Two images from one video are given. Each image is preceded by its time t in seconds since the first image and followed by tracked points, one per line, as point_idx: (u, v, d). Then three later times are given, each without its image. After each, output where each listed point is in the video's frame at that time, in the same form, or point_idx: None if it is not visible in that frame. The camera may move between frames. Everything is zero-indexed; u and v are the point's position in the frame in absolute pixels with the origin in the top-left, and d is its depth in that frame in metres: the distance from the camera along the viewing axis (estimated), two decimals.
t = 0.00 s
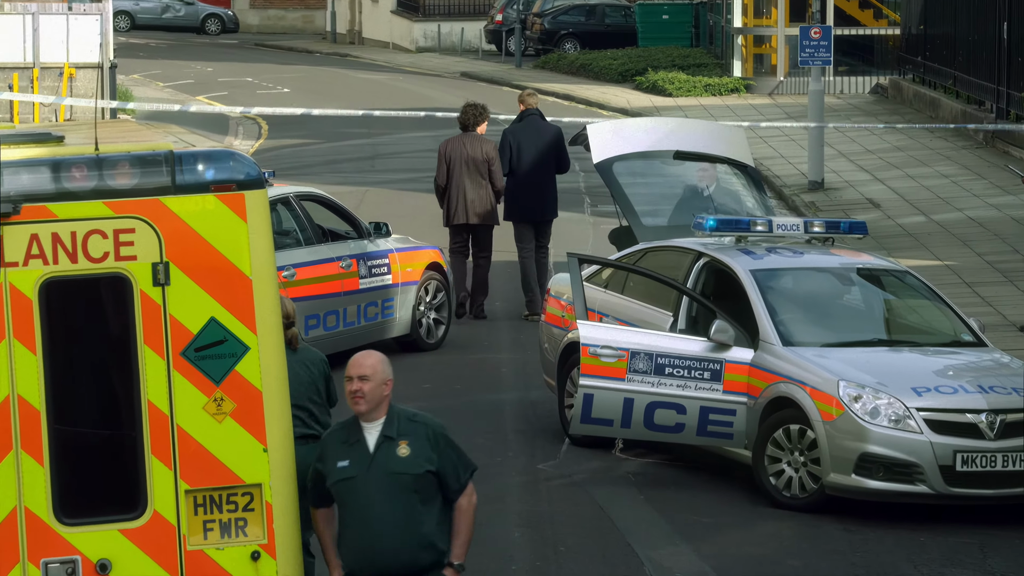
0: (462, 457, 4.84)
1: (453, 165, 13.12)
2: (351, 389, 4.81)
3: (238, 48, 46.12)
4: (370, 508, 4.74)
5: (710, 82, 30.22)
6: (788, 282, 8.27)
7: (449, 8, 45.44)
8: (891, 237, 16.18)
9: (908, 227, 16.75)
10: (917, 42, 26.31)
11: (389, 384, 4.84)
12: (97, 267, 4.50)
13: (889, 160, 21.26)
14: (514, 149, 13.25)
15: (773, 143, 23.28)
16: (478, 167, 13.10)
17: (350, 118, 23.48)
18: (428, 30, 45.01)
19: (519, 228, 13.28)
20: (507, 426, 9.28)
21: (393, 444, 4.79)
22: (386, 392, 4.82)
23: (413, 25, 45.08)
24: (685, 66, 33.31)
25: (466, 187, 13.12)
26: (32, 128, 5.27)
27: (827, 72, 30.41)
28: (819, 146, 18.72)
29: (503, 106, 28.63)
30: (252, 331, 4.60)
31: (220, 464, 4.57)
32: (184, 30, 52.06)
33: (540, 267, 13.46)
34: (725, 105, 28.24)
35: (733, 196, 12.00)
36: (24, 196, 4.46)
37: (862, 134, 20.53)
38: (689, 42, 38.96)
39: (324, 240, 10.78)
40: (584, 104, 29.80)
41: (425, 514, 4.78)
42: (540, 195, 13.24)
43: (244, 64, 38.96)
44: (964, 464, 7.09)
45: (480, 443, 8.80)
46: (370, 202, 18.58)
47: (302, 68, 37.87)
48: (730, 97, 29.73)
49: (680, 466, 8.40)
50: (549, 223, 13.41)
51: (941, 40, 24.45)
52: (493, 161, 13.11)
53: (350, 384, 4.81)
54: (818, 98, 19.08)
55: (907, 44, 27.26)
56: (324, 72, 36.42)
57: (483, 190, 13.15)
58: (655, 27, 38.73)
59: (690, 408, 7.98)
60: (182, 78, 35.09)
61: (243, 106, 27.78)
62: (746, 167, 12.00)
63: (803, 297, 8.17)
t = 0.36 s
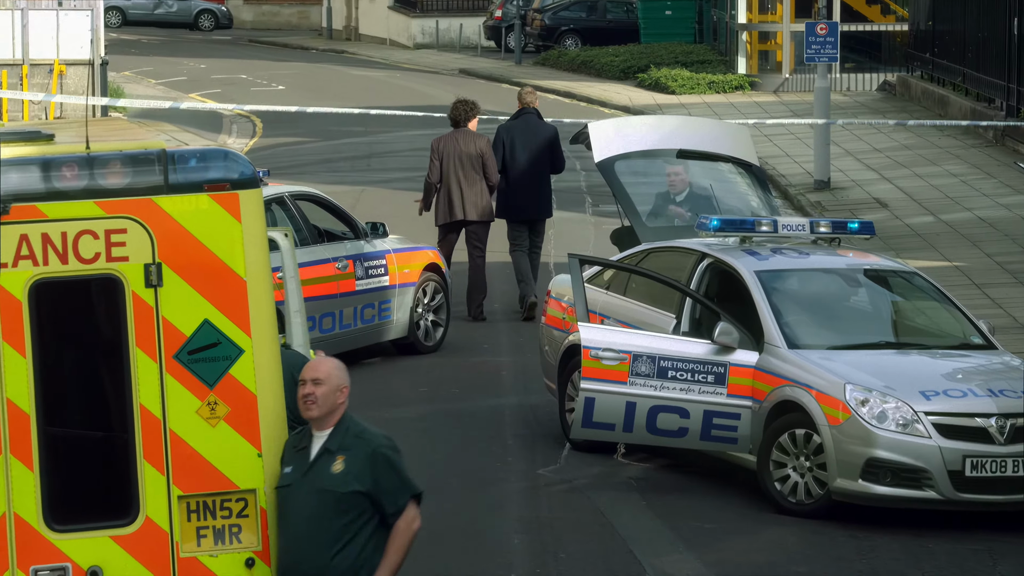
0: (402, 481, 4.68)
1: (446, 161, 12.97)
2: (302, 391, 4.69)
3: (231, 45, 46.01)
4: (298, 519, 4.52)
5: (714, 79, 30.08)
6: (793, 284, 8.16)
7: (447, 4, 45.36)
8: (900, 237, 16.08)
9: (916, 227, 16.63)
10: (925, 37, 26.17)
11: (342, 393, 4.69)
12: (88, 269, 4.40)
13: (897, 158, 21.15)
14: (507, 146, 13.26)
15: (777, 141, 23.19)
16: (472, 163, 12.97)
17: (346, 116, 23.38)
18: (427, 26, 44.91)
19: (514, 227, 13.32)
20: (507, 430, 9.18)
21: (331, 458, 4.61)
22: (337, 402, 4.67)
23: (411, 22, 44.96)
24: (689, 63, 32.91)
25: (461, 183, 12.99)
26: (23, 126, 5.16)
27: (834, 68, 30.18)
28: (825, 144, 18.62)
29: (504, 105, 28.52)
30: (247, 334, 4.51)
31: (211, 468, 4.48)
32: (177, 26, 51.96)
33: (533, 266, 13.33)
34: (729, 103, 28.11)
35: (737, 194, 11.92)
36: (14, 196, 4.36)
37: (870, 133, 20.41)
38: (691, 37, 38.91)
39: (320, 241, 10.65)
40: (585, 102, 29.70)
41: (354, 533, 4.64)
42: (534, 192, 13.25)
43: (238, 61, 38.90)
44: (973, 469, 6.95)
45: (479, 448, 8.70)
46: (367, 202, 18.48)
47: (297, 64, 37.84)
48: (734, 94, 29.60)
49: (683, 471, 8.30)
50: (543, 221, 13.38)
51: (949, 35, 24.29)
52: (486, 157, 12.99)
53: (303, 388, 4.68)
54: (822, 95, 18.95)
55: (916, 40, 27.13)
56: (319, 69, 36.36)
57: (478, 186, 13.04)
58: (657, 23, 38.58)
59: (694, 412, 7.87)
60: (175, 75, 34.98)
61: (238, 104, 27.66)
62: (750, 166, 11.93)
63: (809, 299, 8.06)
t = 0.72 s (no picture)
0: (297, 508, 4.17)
1: (424, 156, 12.87)
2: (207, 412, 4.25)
3: (222, 41, 45.94)
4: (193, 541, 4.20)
5: (718, 76, 29.95)
6: (799, 285, 8.05)
7: None
8: (908, 238, 15.96)
9: (924, 227, 16.51)
10: (935, 33, 26.02)
11: (249, 413, 4.20)
12: (79, 270, 4.31)
13: (905, 156, 21.05)
14: (503, 139, 13.16)
15: (783, 140, 23.10)
16: (451, 158, 12.86)
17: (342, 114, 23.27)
18: (424, 21, 44.84)
19: (504, 221, 13.28)
20: (508, 434, 9.08)
21: (232, 479, 4.20)
22: (242, 422, 4.19)
23: (409, 17, 44.85)
24: (692, 60, 33.00)
25: (441, 178, 12.89)
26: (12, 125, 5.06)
27: (841, 65, 29.97)
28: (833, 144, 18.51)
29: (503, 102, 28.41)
30: (242, 336, 4.43)
31: (204, 473, 4.41)
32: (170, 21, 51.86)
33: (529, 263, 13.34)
34: (734, 100, 28.00)
35: (740, 192, 11.81)
36: (3, 195, 4.26)
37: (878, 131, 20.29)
38: (695, 33, 38.80)
39: (315, 241, 10.53)
40: (586, 100, 29.60)
41: (241, 559, 4.15)
42: (529, 188, 13.17)
43: (233, 57, 38.77)
44: (983, 474, 6.82)
45: (478, 452, 8.61)
46: (362, 201, 18.38)
47: (292, 61, 37.70)
48: (738, 91, 29.49)
49: (687, 477, 8.20)
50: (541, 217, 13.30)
51: (958, 31, 24.15)
52: (465, 150, 12.88)
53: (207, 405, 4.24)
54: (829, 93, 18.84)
55: (925, 37, 27.01)
56: (315, 66, 36.26)
57: (457, 180, 12.95)
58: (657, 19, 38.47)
59: (697, 416, 7.77)
60: (167, 72, 34.88)
61: (233, 102, 27.55)
62: (756, 165, 11.83)
63: (815, 301, 7.96)
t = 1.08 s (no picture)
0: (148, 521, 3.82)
1: (416, 152, 12.87)
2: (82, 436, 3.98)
3: (217, 37, 45.82)
4: None
5: (723, 73, 29.82)
6: (805, 287, 7.96)
7: None
8: (915, 239, 15.85)
9: (932, 227, 16.40)
10: (943, 30, 25.89)
11: (120, 434, 3.90)
12: (70, 271, 4.21)
13: (913, 156, 20.93)
14: (493, 140, 13.13)
15: (788, 139, 22.99)
16: (442, 153, 12.86)
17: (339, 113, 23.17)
18: (422, 18, 44.73)
19: (493, 222, 13.22)
20: (508, 439, 8.98)
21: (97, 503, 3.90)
22: (112, 444, 3.89)
23: (406, 14, 44.73)
24: (696, 57, 32.90)
25: (432, 174, 12.87)
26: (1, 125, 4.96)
27: (847, 62, 29.84)
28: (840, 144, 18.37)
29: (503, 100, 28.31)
30: (236, 339, 4.33)
31: (197, 477, 4.30)
32: (165, 18, 51.73)
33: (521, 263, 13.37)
34: (738, 99, 27.87)
35: (747, 190, 11.65)
36: None
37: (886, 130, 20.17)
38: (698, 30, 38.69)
39: (311, 242, 10.45)
40: (587, 98, 29.49)
41: None
42: (522, 187, 13.14)
43: (227, 54, 38.69)
44: (993, 480, 6.72)
45: (478, 457, 8.51)
46: (358, 201, 18.29)
47: (286, 58, 37.62)
48: (743, 89, 29.38)
49: (690, 483, 8.11)
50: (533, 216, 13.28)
51: (966, 28, 24.02)
52: (456, 146, 12.88)
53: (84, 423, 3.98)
54: (836, 89, 18.73)
55: (932, 34, 26.88)
56: (310, 63, 36.17)
57: (448, 176, 12.93)
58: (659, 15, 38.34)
59: (701, 420, 7.68)
60: (160, 69, 34.76)
61: (227, 100, 27.45)
62: (760, 164, 11.78)
63: (821, 302, 7.87)
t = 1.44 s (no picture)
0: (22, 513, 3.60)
1: (418, 149, 12.78)
2: None
3: (212, 35, 45.79)
4: None
5: (727, 72, 29.74)
6: (811, 290, 7.87)
7: None
8: (924, 240, 15.75)
9: (941, 228, 16.31)
10: (952, 27, 25.81)
11: None
12: (61, 274, 4.13)
13: (921, 156, 20.85)
14: (480, 133, 13.24)
15: (794, 138, 22.92)
16: (445, 151, 12.80)
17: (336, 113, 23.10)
18: (420, 16, 44.67)
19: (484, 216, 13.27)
20: (508, 445, 8.90)
21: None
22: None
23: (403, 12, 44.70)
24: (700, 55, 32.81)
25: (434, 172, 12.82)
26: None
27: (854, 60, 29.77)
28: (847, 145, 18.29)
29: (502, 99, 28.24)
30: (230, 342, 4.24)
31: (190, 484, 4.21)
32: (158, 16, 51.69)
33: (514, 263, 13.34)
34: (743, 98, 27.79)
35: (748, 195, 11.59)
36: None
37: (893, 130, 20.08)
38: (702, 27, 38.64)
39: (308, 244, 10.36)
40: (589, 97, 29.41)
41: None
42: (513, 181, 13.24)
43: (218, 52, 38.57)
44: (1003, 487, 6.62)
45: (478, 464, 8.42)
46: (355, 202, 18.22)
47: (282, 56, 37.52)
48: (748, 87, 29.31)
49: (694, 490, 8.02)
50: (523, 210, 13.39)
51: (976, 25, 23.93)
52: (458, 145, 12.83)
53: None
54: (843, 88, 18.59)
55: (940, 32, 26.80)
56: (305, 61, 36.09)
57: (449, 174, 12.88)
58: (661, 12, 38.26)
59: (705, 426, 7.59)
60: (153, 67, 34.69)
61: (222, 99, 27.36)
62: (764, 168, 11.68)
63: (827, 305, 7.78)
